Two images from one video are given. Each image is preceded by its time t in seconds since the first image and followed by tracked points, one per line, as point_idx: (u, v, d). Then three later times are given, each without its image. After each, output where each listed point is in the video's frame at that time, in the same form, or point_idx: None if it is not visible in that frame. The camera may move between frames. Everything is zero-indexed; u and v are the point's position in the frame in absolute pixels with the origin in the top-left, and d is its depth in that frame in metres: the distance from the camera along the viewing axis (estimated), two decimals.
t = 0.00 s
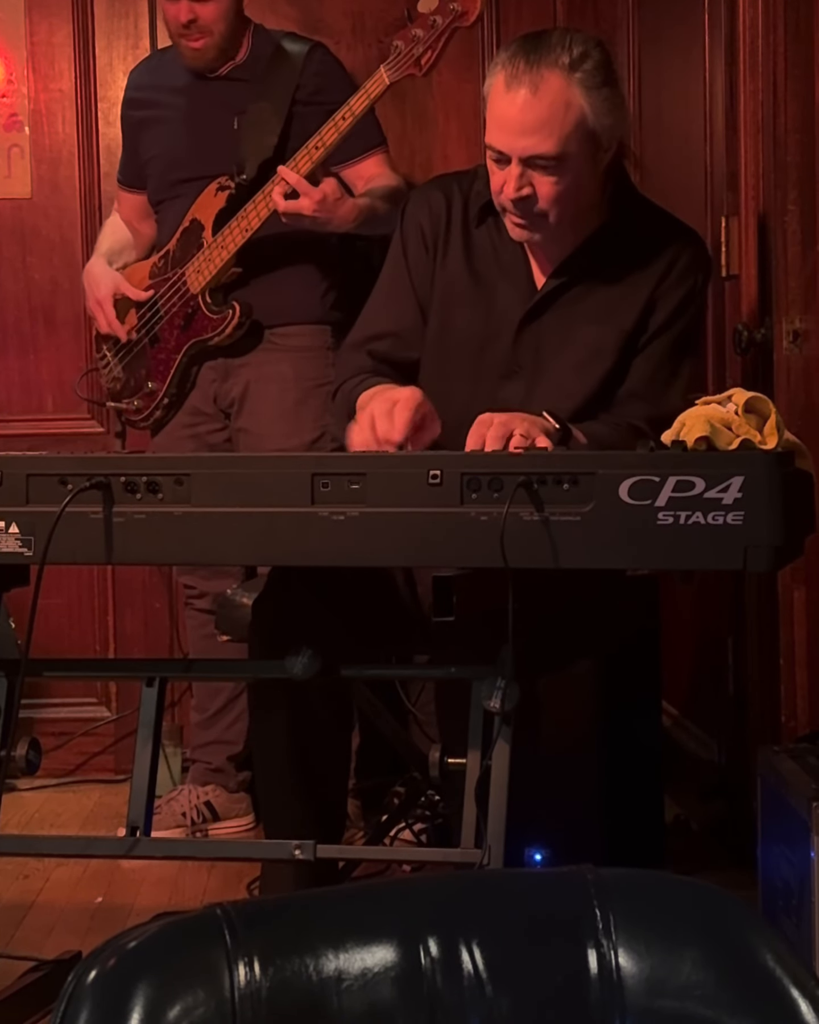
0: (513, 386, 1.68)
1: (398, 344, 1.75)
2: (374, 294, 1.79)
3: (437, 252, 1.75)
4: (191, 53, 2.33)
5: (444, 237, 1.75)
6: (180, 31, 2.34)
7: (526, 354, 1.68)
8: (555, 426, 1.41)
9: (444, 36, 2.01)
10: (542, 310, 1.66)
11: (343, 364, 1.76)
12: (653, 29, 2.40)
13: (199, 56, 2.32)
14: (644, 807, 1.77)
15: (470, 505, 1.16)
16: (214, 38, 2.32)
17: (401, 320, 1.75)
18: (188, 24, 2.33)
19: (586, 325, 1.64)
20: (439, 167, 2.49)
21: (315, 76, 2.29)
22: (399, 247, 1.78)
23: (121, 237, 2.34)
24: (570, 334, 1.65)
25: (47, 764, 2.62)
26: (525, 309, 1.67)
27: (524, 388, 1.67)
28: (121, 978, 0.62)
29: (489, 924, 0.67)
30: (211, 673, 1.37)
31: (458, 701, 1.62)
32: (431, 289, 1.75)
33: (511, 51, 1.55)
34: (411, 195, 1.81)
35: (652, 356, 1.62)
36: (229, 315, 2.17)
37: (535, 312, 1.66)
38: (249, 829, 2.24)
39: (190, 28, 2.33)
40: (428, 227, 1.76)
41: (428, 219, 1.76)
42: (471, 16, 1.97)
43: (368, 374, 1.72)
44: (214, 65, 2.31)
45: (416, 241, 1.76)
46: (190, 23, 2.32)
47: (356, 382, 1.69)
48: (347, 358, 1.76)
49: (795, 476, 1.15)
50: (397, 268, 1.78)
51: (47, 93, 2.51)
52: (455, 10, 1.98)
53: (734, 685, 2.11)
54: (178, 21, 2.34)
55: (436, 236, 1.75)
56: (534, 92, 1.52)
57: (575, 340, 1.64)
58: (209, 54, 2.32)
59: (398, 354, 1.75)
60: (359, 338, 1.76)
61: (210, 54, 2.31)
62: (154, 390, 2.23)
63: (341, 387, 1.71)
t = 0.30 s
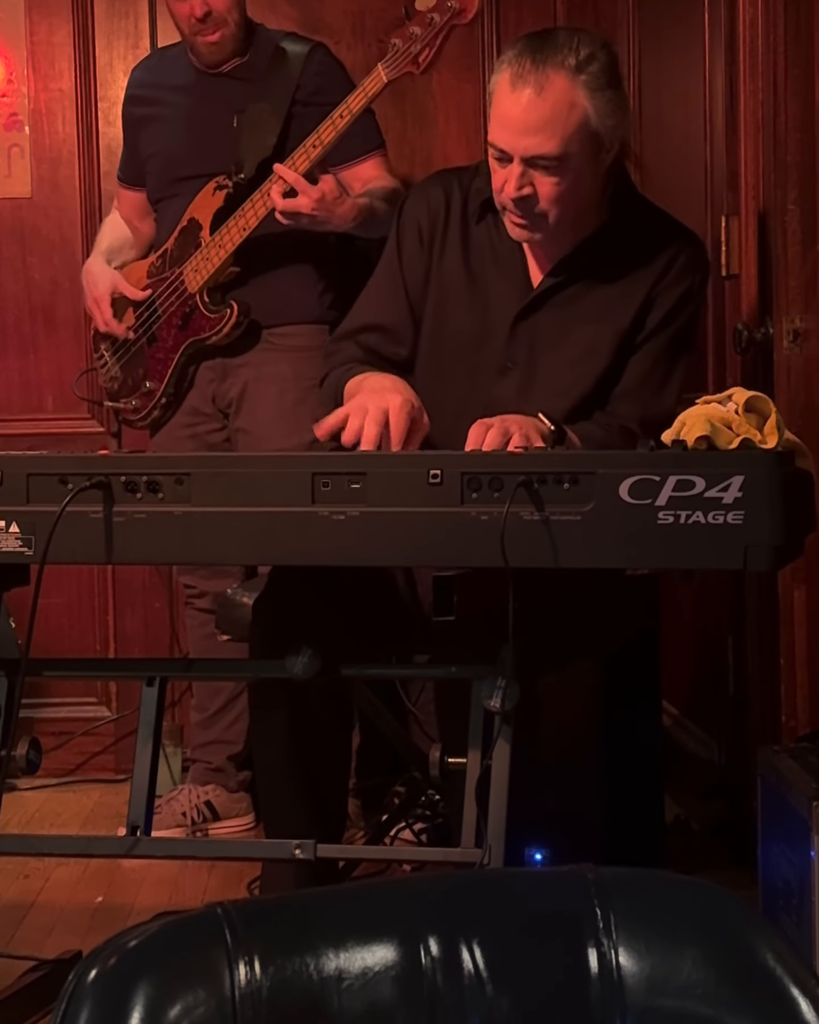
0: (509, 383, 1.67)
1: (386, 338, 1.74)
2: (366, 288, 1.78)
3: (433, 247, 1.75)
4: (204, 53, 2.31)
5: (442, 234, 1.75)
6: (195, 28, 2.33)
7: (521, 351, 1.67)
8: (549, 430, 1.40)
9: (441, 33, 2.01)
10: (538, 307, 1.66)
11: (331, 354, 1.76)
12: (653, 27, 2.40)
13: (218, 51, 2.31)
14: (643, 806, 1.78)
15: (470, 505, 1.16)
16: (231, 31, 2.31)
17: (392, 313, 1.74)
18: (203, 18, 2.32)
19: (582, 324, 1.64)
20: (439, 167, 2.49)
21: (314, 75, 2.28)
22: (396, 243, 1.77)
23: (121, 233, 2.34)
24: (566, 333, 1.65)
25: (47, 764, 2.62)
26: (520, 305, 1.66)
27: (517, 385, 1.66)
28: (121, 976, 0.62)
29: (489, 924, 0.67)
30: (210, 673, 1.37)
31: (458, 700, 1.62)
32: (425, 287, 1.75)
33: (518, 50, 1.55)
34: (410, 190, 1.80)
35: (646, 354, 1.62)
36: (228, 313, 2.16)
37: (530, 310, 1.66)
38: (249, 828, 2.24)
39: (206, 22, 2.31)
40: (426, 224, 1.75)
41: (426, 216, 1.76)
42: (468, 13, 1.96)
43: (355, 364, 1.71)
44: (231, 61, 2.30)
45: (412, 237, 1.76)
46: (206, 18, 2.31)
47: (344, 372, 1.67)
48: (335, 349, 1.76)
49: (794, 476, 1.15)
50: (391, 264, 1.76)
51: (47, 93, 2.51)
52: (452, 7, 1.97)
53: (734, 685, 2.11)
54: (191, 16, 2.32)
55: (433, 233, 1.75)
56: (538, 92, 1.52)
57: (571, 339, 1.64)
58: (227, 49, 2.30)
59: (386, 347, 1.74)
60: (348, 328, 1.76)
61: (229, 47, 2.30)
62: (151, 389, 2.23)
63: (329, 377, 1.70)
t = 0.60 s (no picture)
0: (502, 382, 1.65)
1: (379, 336, 1.72)
2: (361, 286, 1.77)
3: (430, 245, 1.75)
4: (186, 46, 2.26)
5: (440, 232, 1.74)
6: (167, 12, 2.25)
7: (514, 352, 1.65)
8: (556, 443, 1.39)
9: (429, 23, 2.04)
10: (533, 309, 1.65)
11: (327, 353, 1.74)
12: (654, 27, 2.40)
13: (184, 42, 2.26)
14: (643, 806, 1.77)
15: (471, 504, 1.16)
16: (202, 26, 2.24)
17: (388, 310, 1.73)
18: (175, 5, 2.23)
19: (579, 326, 1.64)
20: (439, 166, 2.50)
21: (312, 72, 2.26)
22: (392, 241, 1.76)
23: (121, 237, 2.36)
24: (562, 333, 1.64)
25: (48, 764, 2.62)
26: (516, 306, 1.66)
27: (512, 385, 1.64)
28: (122, 974, 0.62)
29: (489, 924, 0.67)
30: (210, 672, 1.37)
31: (458, 699, 1.62)
32: (422, 285, 1.75)
33: (535, 56, 1.57)
34: (407, 188, 1.80)
35: (642, 365, 1.63)
36: (225, 312, 2.15)
37: (526, 310, 1.65)
38: (249, 828, 2.24)
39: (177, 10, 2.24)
40: (423, 221, 1.75)
41: (424, 213, 1.75)
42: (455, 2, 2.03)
43: (352, 364, 1.68)
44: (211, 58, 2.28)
45: (408, 235, 1.76)
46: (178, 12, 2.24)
47: (341, 373, 1.66)
48: (330, 349, 1.74)
49: (794, 476, 1.15)
50: (387, 261, 1.75)
51: (48, 92, 2.51)
52: None
53: (734, 684, 2.11)
54: None
55: (431, 231, 1.75)
56: (531, 103, 1.53)
57: (566, 341, 1.64)
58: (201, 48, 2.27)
59: (380, 344, 1.72)
60: (345, 326, 1.73)
61: (196, 42, 2.26)
62: (152, 389, 2.25)
63: (325, 376, 1.69)
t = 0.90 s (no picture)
0: (498, 387, 1.66)
1: (377, 342, 1.73)
2: (360, 289, 1.78)
3: (424, 247, 1.74)
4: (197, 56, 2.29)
5: (434, 233, 1.74)
6: (196, 31, 2.27)
7: (510, 356, 1.66)
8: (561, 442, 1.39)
9: (437, 29, 2.00)
10: (527, 312, 1.65)
11: (325, 361, 1.74)
12: (655, 25, 2.40)
13: (219, 51, 2.27)
14: (644, 805, 1.77)
15: (472, 503, 1.16)
16: (230, 30, 2.26)
17: (385, 314, 1.74)
18: (207, 19, 2.25)
19: (576, 328, 1.63)
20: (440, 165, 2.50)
21: (308, 68, 2.25)
22: (388, 244, 1.77)
23: (124, 238, 2.35)
24: (559, 335, 1.64)
25: (49, 763, 2.62)
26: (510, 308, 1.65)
27: (508, 390, 1.65)
28: (123, 973, 0.62)
29: (490, 924, 0.67)
30: (211, 671, 1.38)
31: (457, 699, 1.62)
32: (418, 288, 1.75)
33: (527, 65, 1.55)
34: (402, 190, 1.80)
35: (640, 368, 1.63)
36: (231, 312, 2.16)
37: (524, 311, 1.65)
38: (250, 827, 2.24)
39: (209, 25, 2.26)
40: (418, 224, 1.75)
41: (418, 214, 1.75)
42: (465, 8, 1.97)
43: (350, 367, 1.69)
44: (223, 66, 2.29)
45: (404, 237, 1.75)
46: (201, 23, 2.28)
47: (340, 380, 1.66)
48: (327, 355, 1.74)
49: (795, 475, 1.14)
50: (384, 263, 1.76)
51: (49, 91, 2.51)
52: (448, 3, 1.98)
53: (736, 684, 2.11)
54: (194, 20, 2.26)
55: (425, 233, 1.74)
56: (512, 114, 1.51)
57: (564, 342, 1.63)
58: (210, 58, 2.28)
59: (379, 350, 1.73)
60: (344, 331, 1.74)
61: (231, 46, 2.27)
62: (157, 389, 2.24)
63: (325, 382, 1.69)
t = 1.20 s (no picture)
0: (499, 382, 1.65)
1: (377, 343, 1.73)
2: (358, 290, 1.78)
3: (422, 248, 1.74)
4: (197, 52, 2.31)
5: (430, 233, 1.74)
6: (195, 35, 2.31)
7: (508, 354, 1.66)
8: (562, 435, 1.39)
9: (448, 26, 2.00)
10: (526, 311, 1.65)
11: (324, 363, 1.73)
12: (656, 24, 2.40)
13: (217, 53, 2.28)
14: (644, 803, 1.78)
15: (473, 502, 1.16)
16: (228, 30, 2.28)
17: (385, 315, 1.74)
18: (203, 23, 2.29)
19: (575, 326, 1.63)
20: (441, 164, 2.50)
21: (314, 61, 2.26)
22: (384, 243, 1.77)
23: (128, 236, 2.34)
24: (558, 333, 1.64)
25: (50, 763, 2.62)
26: (508, 307, 1.65)
27: (507, 386, 1.65)
28: (126, 972, 0.62)
29: (491, 923, 0.67)
30: (213, 670, 1.38)
31: (457, 698, 1.63)
32: (415, 288, 1.75)
33: (522, 59, 1.55)
34: (398, 190, 1.80)
35: (640, 367, 1.63)
36: (236, 310, 2.16)
37: (521, 309, 1.65)
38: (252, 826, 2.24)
39: (205, 28, 2.29)
40: (414, 225, 1.75)
41: (414, 215, 1.75)
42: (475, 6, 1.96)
43: (350, 367, 1.69)
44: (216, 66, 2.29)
45: (401, 237, 1.76)
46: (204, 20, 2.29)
47: (343, 383, 1.65)
48: (328, 357, 1.74)
49: (797, 474, 1.15)
50: (381, 263, 1.77)
51: (50, 91, 2.51)
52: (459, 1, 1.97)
53: (737, 683, 2.11)
54: (192, 24, 2.30)
55: (422, 233, 1.74)
56: (506, 107, 1.51)
57: (562, 341, 1.63)
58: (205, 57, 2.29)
59: (378, 352, 1.73)
60: (341, 334, 1.74)
61: (228, 46, 2.28)
62: (161, 386, 2.22)
63: (328, 385, 1.67)
